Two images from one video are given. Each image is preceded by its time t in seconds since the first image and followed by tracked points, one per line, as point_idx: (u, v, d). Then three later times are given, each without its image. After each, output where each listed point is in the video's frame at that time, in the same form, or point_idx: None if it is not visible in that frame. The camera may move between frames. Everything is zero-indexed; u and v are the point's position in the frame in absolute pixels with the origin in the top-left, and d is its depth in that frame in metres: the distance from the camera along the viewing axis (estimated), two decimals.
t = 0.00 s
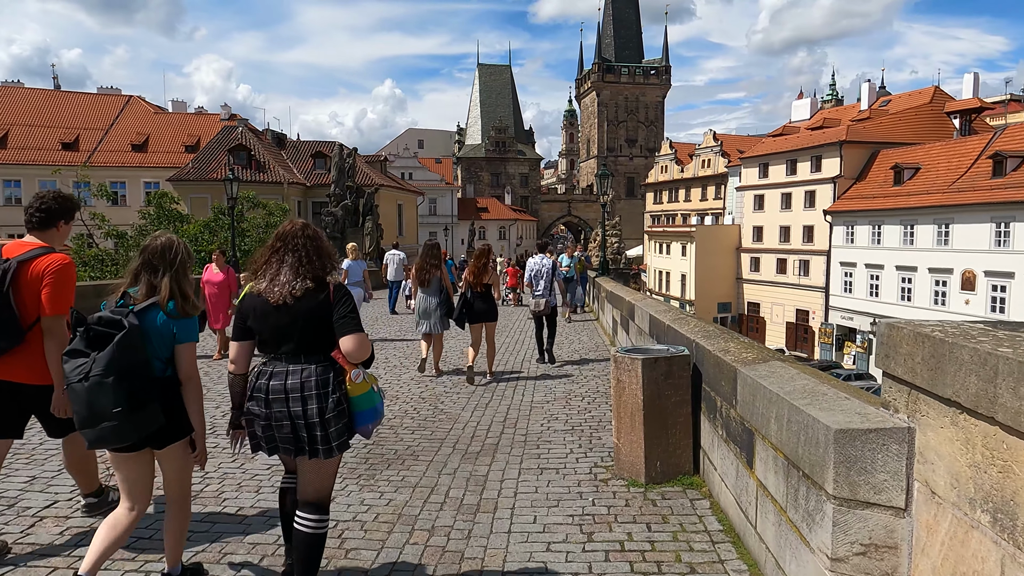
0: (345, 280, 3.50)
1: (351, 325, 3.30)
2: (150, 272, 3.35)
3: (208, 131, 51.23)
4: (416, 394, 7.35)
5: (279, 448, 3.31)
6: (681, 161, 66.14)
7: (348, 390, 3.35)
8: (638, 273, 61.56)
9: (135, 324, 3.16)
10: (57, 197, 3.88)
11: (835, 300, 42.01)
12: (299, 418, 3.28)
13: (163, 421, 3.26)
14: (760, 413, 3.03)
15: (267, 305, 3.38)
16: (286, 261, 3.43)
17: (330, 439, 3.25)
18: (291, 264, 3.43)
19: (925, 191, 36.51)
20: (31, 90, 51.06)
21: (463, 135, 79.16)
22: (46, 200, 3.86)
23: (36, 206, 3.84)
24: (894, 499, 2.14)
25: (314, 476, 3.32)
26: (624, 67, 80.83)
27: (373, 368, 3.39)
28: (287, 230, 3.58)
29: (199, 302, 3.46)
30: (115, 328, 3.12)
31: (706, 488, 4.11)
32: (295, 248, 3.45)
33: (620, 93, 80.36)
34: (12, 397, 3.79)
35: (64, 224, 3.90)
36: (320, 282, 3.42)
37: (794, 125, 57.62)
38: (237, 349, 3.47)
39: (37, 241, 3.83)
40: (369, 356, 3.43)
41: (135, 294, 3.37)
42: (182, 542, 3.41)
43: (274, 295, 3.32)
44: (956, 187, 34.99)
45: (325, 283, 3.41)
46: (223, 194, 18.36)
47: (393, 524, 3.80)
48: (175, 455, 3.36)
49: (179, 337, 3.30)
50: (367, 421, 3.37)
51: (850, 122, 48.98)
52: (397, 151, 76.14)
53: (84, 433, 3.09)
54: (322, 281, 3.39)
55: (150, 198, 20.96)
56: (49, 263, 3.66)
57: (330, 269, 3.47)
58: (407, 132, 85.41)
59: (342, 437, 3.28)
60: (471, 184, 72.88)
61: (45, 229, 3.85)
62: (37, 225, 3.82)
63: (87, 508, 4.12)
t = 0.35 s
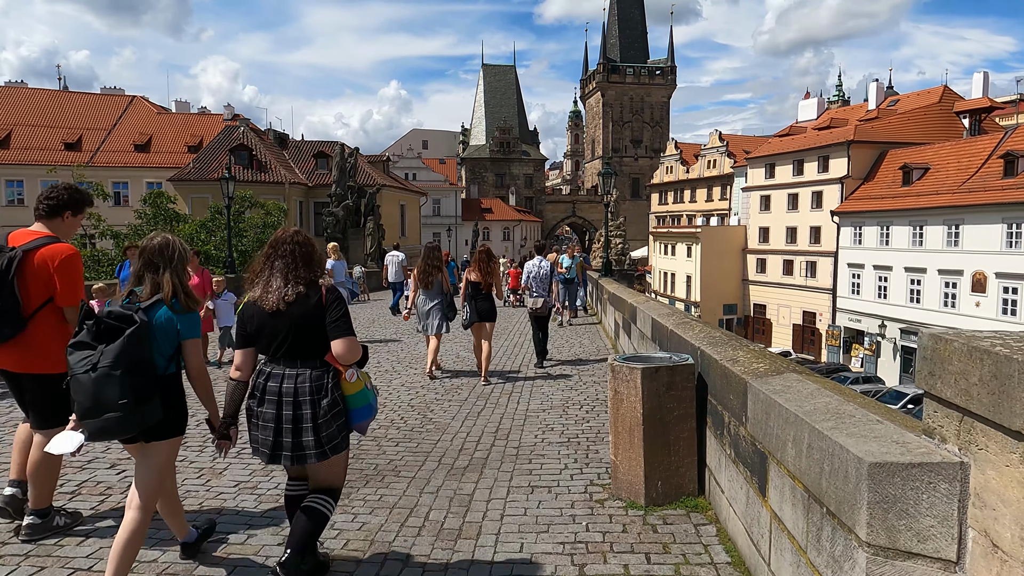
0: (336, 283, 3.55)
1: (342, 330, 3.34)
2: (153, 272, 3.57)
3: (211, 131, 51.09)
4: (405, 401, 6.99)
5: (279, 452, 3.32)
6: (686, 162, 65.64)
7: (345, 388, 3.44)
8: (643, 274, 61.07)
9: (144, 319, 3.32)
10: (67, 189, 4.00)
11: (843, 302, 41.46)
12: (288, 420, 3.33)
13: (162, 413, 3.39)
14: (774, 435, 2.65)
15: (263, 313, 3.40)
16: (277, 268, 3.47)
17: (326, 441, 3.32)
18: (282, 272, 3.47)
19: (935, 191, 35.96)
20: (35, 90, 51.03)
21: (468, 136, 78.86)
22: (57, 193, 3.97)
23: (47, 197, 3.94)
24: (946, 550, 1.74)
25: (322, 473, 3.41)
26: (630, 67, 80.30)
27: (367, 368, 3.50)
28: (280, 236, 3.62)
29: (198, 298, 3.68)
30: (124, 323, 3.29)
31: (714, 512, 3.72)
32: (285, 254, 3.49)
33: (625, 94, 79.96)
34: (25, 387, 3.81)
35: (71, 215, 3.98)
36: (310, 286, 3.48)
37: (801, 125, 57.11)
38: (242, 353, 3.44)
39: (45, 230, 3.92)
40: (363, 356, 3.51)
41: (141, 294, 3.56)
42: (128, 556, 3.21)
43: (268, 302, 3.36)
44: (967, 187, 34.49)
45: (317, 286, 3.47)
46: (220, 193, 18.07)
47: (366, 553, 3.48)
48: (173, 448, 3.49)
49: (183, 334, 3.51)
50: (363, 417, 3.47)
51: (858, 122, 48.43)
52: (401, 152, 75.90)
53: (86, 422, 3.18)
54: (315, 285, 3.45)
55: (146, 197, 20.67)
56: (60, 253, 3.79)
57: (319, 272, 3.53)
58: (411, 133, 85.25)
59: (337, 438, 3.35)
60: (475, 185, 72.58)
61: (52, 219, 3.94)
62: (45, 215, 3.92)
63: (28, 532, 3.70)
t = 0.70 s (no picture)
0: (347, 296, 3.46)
1: (350, 345, 3.27)
2: (154, 266, 3.58)
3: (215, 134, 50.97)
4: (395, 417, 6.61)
5: (267, 459, 3.29)
6: (692, 165, 65.18)
7: (354, 401, 3.42)
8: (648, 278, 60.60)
9: (144, 312, 3.39)
10: (61, 203, 3.89)
11: (850, 307, 40.94)
12: (302, 429, 3.29)
13: (172, 405, 3.44)
14: (801, 476, 2.28)
15: (274, 322, 3.38)
16: (289, 277, 3.40)
17: (339, 449, 3.30)
18: (294, 281, 3.40)
19: (945, 195, 35.44)
20: (40, 93, 51.05)
21: (472, 139, 78.58)
22: (51, 207, 3.86)
23: (40, 212, 3.83)
24: None
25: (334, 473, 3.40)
26: (635, 70, 79.93)
27: (375, 382, 3.50)
28: (296, 247, 3.56)
29: (198, 290, 3.67)
30: (124, 316, 3.37)
31: (727, 551, 3.33)
32: (299, 263, 3.44)
33: (630, 97, 79.61)
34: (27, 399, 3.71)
35: (66, 228, 3.89)
36: (318, 300, 3.40)
37: (808, 128, 56.64)
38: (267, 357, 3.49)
39: (41, 244, 3.83)
40: (371, 369, 3.48)
41: (142, 290, 3.57)
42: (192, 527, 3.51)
43: (279, 311, 3.32)
44: (977, 190, 33.98)
45: (327, 299, 3.38)
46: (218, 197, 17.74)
47: None
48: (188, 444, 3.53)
49: (186, 326, 3.53)
50: (373, 429, 3.49)
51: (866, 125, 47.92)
52: (405, 155, 75.70)
53: (95, 416, 3.29)
54: (324, 298, 3.37)
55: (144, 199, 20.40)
56: (61, 267, 3.71)
57: (330, 284, 3.42)
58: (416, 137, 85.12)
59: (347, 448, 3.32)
60: (479, 188, 72.28)
61: (48, 233, 3.85)
62: (40, 228, 3.82)
63: None
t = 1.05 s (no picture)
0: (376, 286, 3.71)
1: (383, 328, 3.54)
2: (196, 275, 3.61)
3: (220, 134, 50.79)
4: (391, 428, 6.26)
5: (312, 440, 3.54)
6: (700, 166, 64.75)
7: (381, 387, 3.61)
8: (656, 279, 60.16)
9: (180, 322, 3.44)
10: (75, 199, 3.98)
11: (861, 309, 40.39)
12: (335, 413, 3.48)
13: (205, 412, 3.51)
14: (852, 525, 1.92)
15: (306, 310, 3.60)
16: (323, 267, 3.64)
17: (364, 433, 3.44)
18: (328, 271, 3.64)
19: (959, 195, 34.90)
20: (46, 93, 50.98)
21: (478, 140, 78.18)
22: (66, 201, 3.93)
23: (55, 204, 3.90)
24: None
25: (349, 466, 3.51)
26: (642, 70, 79.43)
27: (401, 371, 3.68)
28: (325, 237, 3.81)
29: (237, 301, 3.69)
30: (161, 325, 3.44)
31: None
32: (330, 255, 3.66)
33: (637, 97, 79.14)
34: (18, 392, 3.75)
35: (76, 223, 3.92)
36: (353, 289, 3.65)
37: (817, 128, 56.11)
38: (280, 349, 3.69)
39: (53, 237, 3.89)
40: (399, 358, 3.68)
41: (182, 297, 3.59)
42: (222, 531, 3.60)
43: (313, 300, 3.54)
44: (991, 191, 33.43)
45: (359, 290, 3.63)
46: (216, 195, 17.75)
47: None
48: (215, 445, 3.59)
49: (221, 337, 3.54)
50: (396, 418, 3.62)
51: (876, 125, 47.40)
52: (411, 156, 75.38)
53: (134, 421, 3.38)
54: (358, 289, 3.62)
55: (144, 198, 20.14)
56: (60, 262, 3.71)
57: (364, 275, 3.68)
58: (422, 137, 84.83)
59: (374, 432, 3.47)
60: (485, 189, 71.92)
61: (59, 225, 3.90)
62: (52, 221, 3.88)
63: None
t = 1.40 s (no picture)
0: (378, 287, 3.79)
1: (386, 331, 3.58)
2: (217, 271, 3.89)
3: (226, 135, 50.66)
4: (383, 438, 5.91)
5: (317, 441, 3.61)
6: (709, 167, 64.17)
7: (390, 385, 3.71)
8: (664, 280, 59.66)
9: (206, 315, 3.67)
10: (110, 206, 4.00)
11: (873, 312, 39.81)
12: (341, 414, 3.59)
13: (220, 403, 3.68)
14: None
15: (313, 317, 3.64)
16: (327, 274, 3.68)
17: (375, 431, 3.58)
18: (331, 278, 3.69)
19: (973, 196, 34.29)
20: (54, 94, 51.03)
21: (486, 140, 77.85)
22: (101, 209, 3.97)
23: (88, 212, 3.92)
24: None
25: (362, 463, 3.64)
26: (650, 71, 78.88)
27: (409, 365, 3.77)
28: (324, 240, 3.79)
29: (253, 297, 3.99)
30: (189, 319, 3.64)
31: None
32: (333, 260, 3.70)
33: (646, 98, 78.65)
34: (42, 392, 3.81)
35: (108, 230, 3.96)
36: (357, 290, 3.72)
37: (827, 129, 55.49)
38: (292, 351, 3.72)
39: (83, 243, 3.92)
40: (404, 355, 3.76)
41: (201, 293, 3.84)
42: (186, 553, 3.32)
43: (319, 307, 3.59)
44: (1006, 192, 32.83)
45: (363, 291, 3.71)
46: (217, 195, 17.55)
47: None
48: (226, 435, 3.72)
49: (241, 331, 3.81)
50: (406, 411, 3.75)
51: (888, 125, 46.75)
52: (418, 157, 75.16)
53: (154, 407, 3.53)
54: (362, 290, 3.70)
55: (145, 199, 19.98)
56: (89, 268, 3.74)
57: (366, 277, 3.77)
58: (429, 138, 84.67)
59: (385, 428, 3.61)
60: (492, 189, 71.61)
61: (90, 232, 3.92)
62: (84, 228, 3.90)
63: None
